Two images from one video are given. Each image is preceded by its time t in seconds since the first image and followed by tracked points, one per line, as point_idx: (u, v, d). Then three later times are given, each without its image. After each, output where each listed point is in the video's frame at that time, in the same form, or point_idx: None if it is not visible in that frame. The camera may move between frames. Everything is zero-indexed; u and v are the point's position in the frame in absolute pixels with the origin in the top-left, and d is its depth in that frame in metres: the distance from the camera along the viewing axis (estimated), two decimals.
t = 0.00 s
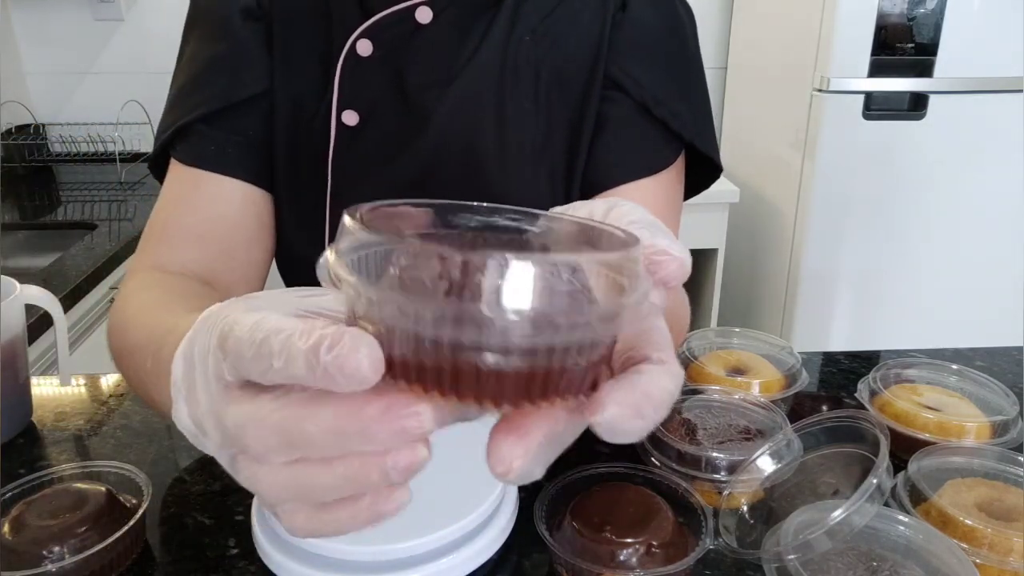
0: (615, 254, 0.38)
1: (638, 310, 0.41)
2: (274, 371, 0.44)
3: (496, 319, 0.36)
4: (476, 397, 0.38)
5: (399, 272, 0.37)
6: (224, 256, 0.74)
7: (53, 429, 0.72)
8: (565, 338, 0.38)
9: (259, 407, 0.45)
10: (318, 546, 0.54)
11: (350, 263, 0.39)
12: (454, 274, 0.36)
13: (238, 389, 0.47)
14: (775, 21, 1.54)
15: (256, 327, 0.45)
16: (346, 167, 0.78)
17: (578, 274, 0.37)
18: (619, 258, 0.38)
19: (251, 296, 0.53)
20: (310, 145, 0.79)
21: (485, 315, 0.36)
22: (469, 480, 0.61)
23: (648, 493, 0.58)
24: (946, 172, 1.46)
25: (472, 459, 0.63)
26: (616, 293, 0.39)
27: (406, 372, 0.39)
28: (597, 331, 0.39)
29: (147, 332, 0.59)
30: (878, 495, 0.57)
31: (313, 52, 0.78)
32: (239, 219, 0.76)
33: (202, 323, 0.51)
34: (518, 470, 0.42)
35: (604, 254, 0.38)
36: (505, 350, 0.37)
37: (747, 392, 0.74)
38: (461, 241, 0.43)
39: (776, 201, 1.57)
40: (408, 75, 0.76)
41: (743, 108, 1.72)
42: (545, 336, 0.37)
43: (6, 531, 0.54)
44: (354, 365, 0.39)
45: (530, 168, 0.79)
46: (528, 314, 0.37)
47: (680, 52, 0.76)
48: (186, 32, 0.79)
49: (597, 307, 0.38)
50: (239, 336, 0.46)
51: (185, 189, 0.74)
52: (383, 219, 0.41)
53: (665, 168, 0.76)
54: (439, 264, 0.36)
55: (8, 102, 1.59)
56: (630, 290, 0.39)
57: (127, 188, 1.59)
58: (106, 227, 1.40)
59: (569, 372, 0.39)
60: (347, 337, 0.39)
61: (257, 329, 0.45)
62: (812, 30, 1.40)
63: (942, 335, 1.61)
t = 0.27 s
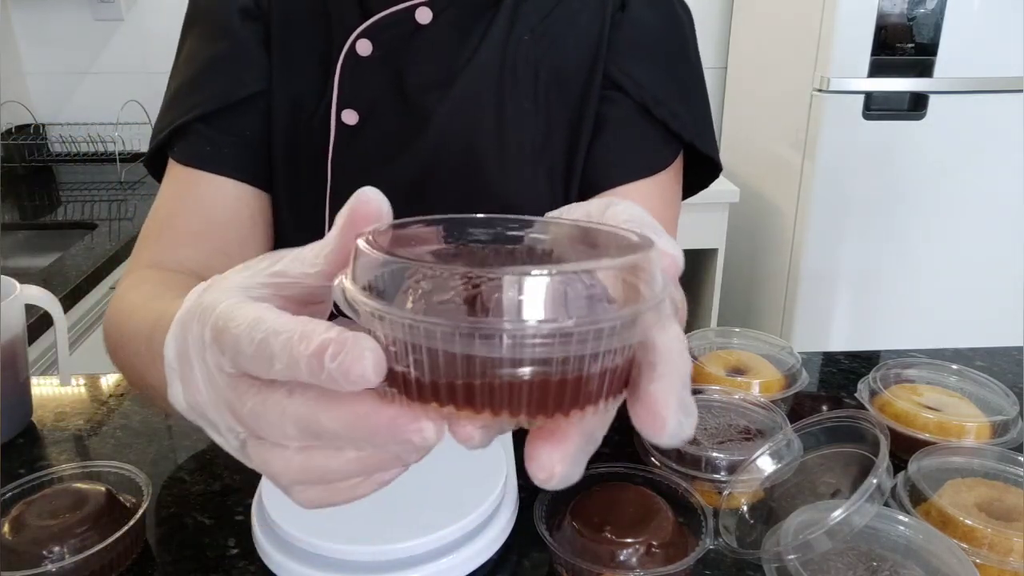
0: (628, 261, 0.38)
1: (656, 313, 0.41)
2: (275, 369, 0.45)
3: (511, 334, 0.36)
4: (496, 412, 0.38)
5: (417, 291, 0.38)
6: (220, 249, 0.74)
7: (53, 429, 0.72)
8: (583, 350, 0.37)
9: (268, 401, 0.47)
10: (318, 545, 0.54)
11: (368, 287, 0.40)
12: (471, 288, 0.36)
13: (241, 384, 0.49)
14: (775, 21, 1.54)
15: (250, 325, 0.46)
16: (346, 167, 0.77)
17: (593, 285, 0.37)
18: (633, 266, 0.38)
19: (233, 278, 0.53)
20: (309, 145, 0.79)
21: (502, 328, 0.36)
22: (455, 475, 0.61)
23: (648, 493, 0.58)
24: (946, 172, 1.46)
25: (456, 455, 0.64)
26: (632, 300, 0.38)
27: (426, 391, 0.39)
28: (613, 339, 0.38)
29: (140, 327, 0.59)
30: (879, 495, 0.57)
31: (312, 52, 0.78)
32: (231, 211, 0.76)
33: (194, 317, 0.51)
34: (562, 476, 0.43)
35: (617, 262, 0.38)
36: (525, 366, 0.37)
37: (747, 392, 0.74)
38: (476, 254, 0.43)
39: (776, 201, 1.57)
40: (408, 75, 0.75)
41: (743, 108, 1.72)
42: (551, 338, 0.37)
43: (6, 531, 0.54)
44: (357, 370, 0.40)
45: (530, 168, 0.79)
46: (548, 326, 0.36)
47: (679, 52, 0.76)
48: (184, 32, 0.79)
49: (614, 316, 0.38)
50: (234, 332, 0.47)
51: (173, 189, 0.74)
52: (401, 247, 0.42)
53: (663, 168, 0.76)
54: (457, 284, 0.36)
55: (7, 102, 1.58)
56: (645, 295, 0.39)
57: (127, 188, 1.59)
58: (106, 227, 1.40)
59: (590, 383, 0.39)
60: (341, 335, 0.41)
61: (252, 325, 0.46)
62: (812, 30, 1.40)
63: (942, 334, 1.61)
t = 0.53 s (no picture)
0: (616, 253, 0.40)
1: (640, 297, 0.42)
2: (309, 383, 0.43)
3: (504, 329, 0.37)
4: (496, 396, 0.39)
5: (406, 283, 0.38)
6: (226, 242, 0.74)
7: (53, 429, 0.72)
8: (575, 338, 0.39)
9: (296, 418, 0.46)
10: (319, 546, 0.54)
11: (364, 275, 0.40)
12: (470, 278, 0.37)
13: (268, 404, 0.47)
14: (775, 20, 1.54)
15: (268, 338, 0.45)
16: (348, 166, 0.78)
17: (583, 278, 0.38)
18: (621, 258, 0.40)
19: (225, 286, 0.52)
20: (310, 142, 0.79)
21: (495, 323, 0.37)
22: (454, 470, 0.62)
23: (647, 493, 0.58)
24: (947, 172, 1.45)
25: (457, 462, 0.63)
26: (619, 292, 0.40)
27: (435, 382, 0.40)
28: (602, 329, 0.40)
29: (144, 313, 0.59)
30: (879, 495, 0.57)
31: (313, 50, 0.78)
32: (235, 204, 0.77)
33: (203, 335, 0.49)
34: (585, 435, 0.44)
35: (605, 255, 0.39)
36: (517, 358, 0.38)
37: (747, 392, 0.74)
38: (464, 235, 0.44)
39: (776, 201, 1.57)
40: (409, 74, 0.75)
41: (743, 107, 1.72)
42: (548, 331, 0.38)
43: (6, 531, 0.54)
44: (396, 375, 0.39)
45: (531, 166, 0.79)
46: (543, 322, 0.37)
47: (679, 52, 0.76)
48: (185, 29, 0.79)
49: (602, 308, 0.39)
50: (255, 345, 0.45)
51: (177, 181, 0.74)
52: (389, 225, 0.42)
53: (663, 167, 0.76)
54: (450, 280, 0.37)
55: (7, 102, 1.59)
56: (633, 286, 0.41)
57: (127, 188, 1.59)
58: (106, 227, 1.40)
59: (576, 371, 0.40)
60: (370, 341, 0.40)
61: (273, 338, 0.45)
62: (812, 30, 1.40)
63: (942, 335, 1.61)
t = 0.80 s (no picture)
0: (614, 237, 0.40)
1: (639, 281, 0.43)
2: (350, 424, 0.39)
3: (497, 305, 0.37)
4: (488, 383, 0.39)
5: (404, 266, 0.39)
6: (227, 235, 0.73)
7: (53, 429, 0.72)
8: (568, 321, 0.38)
9: (323, 456, 0.42)
10: (319, 546, 0.54)
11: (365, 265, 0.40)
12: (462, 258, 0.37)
13: (284, 445, 0.43)
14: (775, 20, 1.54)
15: (289, 383, 0.40)
16: (347, 165, 0.78)
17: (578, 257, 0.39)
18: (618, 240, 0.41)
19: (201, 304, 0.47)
20: (311, 141, 0.79)
21: (489, 298, 0.37)
22: (459, 473, 0.62)
23: (646, 492, 0.58)
24: (947, 172, 1.45)
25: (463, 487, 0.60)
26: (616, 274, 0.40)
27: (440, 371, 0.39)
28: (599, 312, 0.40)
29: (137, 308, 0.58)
30: (878, 495, 0.57)
31: (313, 49, 0.78)
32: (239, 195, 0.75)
33: (201, 372, 0.44)
34: (621, 404, 0.46)
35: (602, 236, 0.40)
36: (512, 337, 0.37)
37: (747, 392, 0.74)
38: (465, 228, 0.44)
39: (776, 201, 1.57)
40: (409, 72, 0.75)
41: (743, 107, 1.72)
42: (544, 318, 0.38)
43: (6, 531, 0.54)
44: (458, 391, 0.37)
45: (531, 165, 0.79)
46: (536, 299, 0.37)
47: (679, 51, 0.76)
48: (184, 23, 0.79)
49: (598, 287, 0.39)
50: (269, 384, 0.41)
51: (179, 168, 0.73)
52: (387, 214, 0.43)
53: (663, 166, 0.76)
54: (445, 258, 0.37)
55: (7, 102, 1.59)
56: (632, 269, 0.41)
57: (127, 188, 1.59)
58: (106, 227, 1.40)
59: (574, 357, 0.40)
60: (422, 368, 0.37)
61: (294, 380, 0.40)
62: (812, 30, 1.40)
63: (941, 335, 1.61)
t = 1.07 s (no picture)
0: (617, 241, 0.41)
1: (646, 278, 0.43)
2: (377, 419, 0.39)
3: (507, 315, 0.37)
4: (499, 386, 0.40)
5: (413, 278, 0.39)
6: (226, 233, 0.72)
7: (53, 429, 0.72)
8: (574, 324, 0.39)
9: (352, 443, 0.42)
10: (319, 547, 0.54)
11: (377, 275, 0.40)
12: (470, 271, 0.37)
13: (315, 434, 0.43)
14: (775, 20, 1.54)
15: (331, 371, 0.40)
16: (344, 165, 0.77)
17: (588, 264, 0.39)
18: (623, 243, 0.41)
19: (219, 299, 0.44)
20: (308, 142, 0.79)
21: (499, 310, 0.37)
22: (459, 475, 0.61)
23: (646, 492, 0.58)
24: (947, 172, 1.45)
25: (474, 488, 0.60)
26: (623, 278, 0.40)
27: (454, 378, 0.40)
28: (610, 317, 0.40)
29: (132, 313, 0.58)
30: (878, 495, 0.57)
31: (311, 48, 0.78)
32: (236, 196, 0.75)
33: (225, 364, 0.43)
34: (630, 403, 0.46)
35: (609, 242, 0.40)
36: (525, 345, 0.38)
37: (747, 392, 0.74)
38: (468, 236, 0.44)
39: (776, 201, 1.57)
40: (407, 71, 0.75)
41: (743, 108, 1.72)
42: (549, 323, 0.38)
43: (6, 531, 0.54)
44: (485, 418, 0.36)
45: (531, 163, 0.79)
46: (546, 306, 0.37)
47: (678, 51, 0.77)
48: (181, 21, 0.79)
49: (608, 294, 0.39)
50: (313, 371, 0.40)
51: (179, 167, 0.72)
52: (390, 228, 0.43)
53: (661, 166, 0.76)
54: (455, 270, 0.37)
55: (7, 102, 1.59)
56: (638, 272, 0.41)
57: (127, 188, 1.59)
58: (105, 227, 1.40)
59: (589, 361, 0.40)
60: (453, 383, 0.37)
61: (331, 369, 0.40)
62: (812, 30, 1.40)
63: (941, 334, 1.61)
